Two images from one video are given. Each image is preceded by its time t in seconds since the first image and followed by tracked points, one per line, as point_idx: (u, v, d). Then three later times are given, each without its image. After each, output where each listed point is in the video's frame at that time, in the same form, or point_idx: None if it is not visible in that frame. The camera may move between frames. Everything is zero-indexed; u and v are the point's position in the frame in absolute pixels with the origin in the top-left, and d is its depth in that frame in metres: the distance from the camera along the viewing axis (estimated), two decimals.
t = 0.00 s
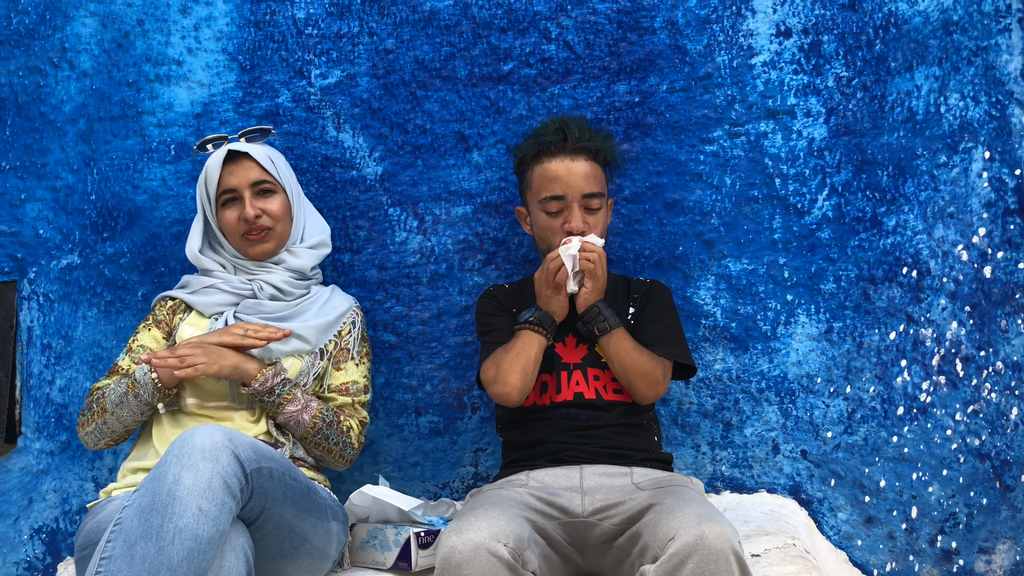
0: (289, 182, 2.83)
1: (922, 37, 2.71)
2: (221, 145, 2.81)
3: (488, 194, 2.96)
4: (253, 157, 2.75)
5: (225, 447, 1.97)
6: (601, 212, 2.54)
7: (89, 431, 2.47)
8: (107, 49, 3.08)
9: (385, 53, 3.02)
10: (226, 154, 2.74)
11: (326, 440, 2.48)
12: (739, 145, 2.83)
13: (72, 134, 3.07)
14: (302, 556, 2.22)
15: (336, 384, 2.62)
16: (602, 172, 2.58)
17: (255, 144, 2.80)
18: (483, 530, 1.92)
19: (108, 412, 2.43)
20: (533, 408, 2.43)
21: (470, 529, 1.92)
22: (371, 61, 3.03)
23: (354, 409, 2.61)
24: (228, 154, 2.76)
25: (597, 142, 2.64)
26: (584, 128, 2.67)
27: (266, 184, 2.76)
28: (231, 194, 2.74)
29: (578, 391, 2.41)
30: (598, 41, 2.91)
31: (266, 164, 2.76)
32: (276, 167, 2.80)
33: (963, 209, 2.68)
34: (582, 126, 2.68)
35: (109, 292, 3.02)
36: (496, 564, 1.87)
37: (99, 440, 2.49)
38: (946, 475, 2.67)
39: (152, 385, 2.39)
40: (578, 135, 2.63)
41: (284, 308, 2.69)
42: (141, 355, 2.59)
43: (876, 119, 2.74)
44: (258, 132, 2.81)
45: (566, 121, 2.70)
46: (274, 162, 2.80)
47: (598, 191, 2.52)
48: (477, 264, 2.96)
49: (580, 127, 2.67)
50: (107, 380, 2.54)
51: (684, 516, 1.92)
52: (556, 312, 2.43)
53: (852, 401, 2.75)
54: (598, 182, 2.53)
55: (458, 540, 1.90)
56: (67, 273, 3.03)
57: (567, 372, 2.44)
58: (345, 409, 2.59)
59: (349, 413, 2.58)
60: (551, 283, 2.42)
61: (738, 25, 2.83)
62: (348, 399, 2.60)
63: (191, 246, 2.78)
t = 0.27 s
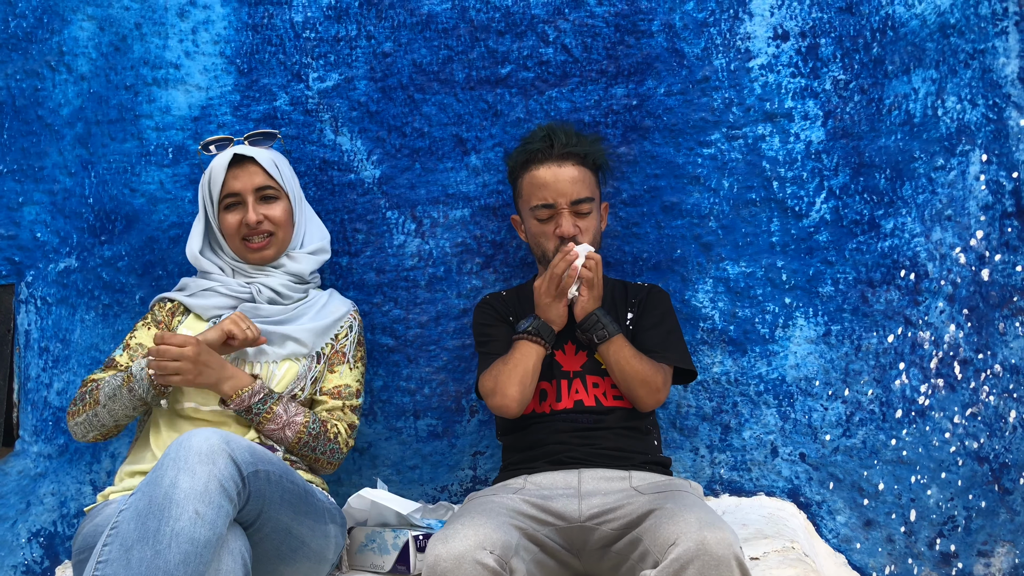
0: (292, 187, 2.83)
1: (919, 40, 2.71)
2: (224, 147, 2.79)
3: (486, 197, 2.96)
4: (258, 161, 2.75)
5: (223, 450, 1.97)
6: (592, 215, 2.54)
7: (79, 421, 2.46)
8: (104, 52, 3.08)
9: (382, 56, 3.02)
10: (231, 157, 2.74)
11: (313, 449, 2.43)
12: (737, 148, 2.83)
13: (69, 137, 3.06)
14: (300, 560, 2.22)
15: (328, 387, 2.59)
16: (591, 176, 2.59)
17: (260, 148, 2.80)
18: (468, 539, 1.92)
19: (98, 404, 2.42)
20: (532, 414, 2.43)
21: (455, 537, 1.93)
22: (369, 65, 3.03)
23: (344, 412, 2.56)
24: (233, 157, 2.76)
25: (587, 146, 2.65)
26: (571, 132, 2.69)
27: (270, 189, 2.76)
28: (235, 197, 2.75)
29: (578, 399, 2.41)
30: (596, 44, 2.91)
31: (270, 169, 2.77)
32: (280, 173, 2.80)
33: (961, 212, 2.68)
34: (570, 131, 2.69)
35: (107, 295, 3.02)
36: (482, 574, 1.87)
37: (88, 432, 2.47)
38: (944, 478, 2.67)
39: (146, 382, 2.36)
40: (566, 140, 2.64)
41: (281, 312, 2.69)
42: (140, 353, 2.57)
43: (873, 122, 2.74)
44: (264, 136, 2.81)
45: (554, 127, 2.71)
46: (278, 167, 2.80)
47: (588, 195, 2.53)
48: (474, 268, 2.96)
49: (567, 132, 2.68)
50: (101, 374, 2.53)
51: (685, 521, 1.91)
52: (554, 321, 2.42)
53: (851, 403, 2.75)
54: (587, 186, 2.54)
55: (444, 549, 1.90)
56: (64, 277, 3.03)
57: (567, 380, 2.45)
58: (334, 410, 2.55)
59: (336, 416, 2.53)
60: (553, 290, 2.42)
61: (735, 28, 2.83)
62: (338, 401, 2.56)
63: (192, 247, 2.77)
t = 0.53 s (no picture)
0: (293, 190, 2.84)
1: (917, 43, 2.72)
2: (226, 150, 2.80)
3: (484, 200, 2.96)
4: (260, 164, 2.76)
5: (223, 453, 1.97)
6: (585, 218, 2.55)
7: (90, 426, 2.43)
8: (103, 55, 3.08)
9: (380, 59, 3.02)
10: (233, 159, 2.75)
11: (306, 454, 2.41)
12: (734, 150, 2.84)
13: (68, 140, 3.07)
14: (299, 562, 2.22)
15: (323, 387, 2.60)
16: (583, 178, 2.59)
17: (262, 151, 2.81)
18: (464, 540, 1.92)
19: (104, 407, 2.38)
20: (530, 417, 2.43)
21: (451, 540, 1.93)
22: (367, 68, 3.03)
23: (336, 414, 2.55)
24: (235, 159, 2.77)
25: (578, 148, 2.66)
26: (561, 136, 2.69)
27: (271, 192, 2.77)
28: (236, 200, 2.74)
29: (576, 402, 2.41)
30: (594, 47, 2.92)
31: (272, 171, 2.77)
32: (281, 176, 2.81)
33: (959, 214, 2.68)
34: (559, 134, 2.70)
35: (106, 298, 3.02)
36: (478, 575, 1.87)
37: (99, 436, 2.44)
38: (943, 480, 2.67)
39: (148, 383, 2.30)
40: (557, 144, 2.65)
41: (281, 314, 2.70)
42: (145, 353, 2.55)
43: (871, 124, 2.75)
44: (265, 140, 2.82)
45: (543, 131, 2.72)
46: (279, 170, 2.81)
47: (580, 198, 2.53)
48: (473, 270, 2.96)
49: (556, 136, 2.69)
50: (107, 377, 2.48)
51: (685, 523, 1.91)
52: (546, 325, 2.42)
53: (849, 405, 2.75)
54: (578, 190, 2.54)
55: (440, 551, 1.90)
56: (63, 280, 3.03)
57: (565, 383, 2.45)
58: (329, 412, 2.54)
59: (329, 417, 2.52)
60: (546, 294, 2.41)
61: (733, 30, 2.84)
62: (333, 403, 2.57)
63: (192, 248, 2.76)
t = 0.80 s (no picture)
0: (296, 193, 2.84)
1: (917, 45, 2.72)
2: (229, 152, 2.80)
3: (485, 202, 2.96)
4: (264, 166, 2.76)
5: (223, 455, 1.96)
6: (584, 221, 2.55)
7: (84, 429, 2.42)
8: (104, 58, 3.08)
9: (381, 62, 3.03)
10: (237, 161, 2.75)
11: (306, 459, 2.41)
12: (735, 153, 2.84)
13: (69, 143, 3.07)
14: (300, 565, 2.22)
15: (324, 390, 2.59)
16: (582, 181, 2.59)
17: (265, 154, 2.81)
18: (464, 543, 1.92)
19: (99, 413, 2.37)
20: (530, 420, 2.43)
21: (451, 542, 1.93)
22: (368, 70, 3.03)
23: (337, 418, 2.54)
24: (239, 161, 2.77)
25: (578, 150, 2.67)
26: (560, 138, 2.70)
27: (274, 195, 2.77)
28: (239, 202, 2.75)
29: (575, 404, 2.41)
30: (594, 49, 2.92)
31: (275, 174, 2.78)
32: (285, 178, 2.81)
33: (959, 216, 2.69)
34: (559, 137, 2.71)
35: (106, 301, 3.02)
36: None
37: (94, 440, 2.43)
38: (944, 481, 2.67)
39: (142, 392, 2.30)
40: (557, 147, 2.65)
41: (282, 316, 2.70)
42: (143, 356, 2.55)
43: (871, 126, 2.75)
44: (268, 142, 2.82)
45: (543, 134, 2.72)
46: (283, 173, 2.81)
47: (580, 201, 2.53)
48: (474, 272, 2.96)
49: (557, 138, 2.69)
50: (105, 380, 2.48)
51: (687, 526, 1.91)
52: (546, 327, 2.41)
53: (850, 407, 2.75)
54: (578, 193, 2.54)
55: (440, 554, 1.90)
56: (64, 282, 3.03)
57: (565, 385, 2.45)
58: (329, 416, 2.53)
59: (330, 422, 2.52)
60: (535, 298, 2.40)
61: (733, 33, 2.84)
62: (334, 407, 2.55)
63: (195, 250, 2.76)
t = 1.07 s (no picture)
0: (296, 197, 2.83)
1: (917, 46, 2.72)
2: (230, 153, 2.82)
3: (485, 204, 2.97)
4: (263, 171, 2.75)
5: (224, 457, 1.96)
6: (578, 225, 2.55)
7: (78, 429, 2.41)
8: (104, 60, 3.08)
9: (381, 63, 3.03)
10: (236, 165, 2.74)
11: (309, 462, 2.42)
12: (735, 154, 2.84)
13: (69, 144, 3.07)
14: (300, 566, 2.22)
15: (326, 394, 2.60)
16: (577, 186, 2.58)
17: (266, 157, 2.80)
18: (464, 545, 1.92)
19: (94, 414, 2.37)
20: (530, 421, 2.43)
21: (452, 544, 1.93)
22: (368, 72, 3.03)
23: (339, 422, 2.55)
24: (238, 165, 2.76)
25: (577, 152, 2.66)
26: (556, 140, 2.69)
27: (272, 200, 2.76)
28: (238, 206, 2.75)
29: (576, 406, 2.41)
30: (594, 51, 2.92)
31: (274, 178, 2.76)
32: (285, 182, 2.79)
33: (959, 217, 2.69)
34: (557, 139, 2.70)
35: (106, 302, 3.02)
36: None
37: (87, 440, 2.43)
38: (944, 483, 2.67)
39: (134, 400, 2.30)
40: (552, 149, 2.63)
41: (282, 318, 2.69)
42: (141, 357, 2.54)
43: (871, 128, 2.75)
44: (270, 145, 2.82)
45: (541, 136, 2.71)
46: (283, 177, 2.80)
47: (571, 206, 2.53)
48: (474, 274, 2.96)
49: (553, 142, 2.67)
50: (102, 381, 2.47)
51: (689, 528, 1.91)
52: (549, 329, 2.41)
53: (850, 409, 2.74)
54: (570, 197, 2.54)
55: (440, 556, 1.90)
56: (64, 284, 3.03)
57: (565, 387, 2.45)
58: (332, 420, 2.54)
59: (332, 425, 2.53)
60: (538, 301, 2.38)
61: (733, 34, 2.84)
62: (336, 410, 2.56)
63: (195, 252, 2.77)
